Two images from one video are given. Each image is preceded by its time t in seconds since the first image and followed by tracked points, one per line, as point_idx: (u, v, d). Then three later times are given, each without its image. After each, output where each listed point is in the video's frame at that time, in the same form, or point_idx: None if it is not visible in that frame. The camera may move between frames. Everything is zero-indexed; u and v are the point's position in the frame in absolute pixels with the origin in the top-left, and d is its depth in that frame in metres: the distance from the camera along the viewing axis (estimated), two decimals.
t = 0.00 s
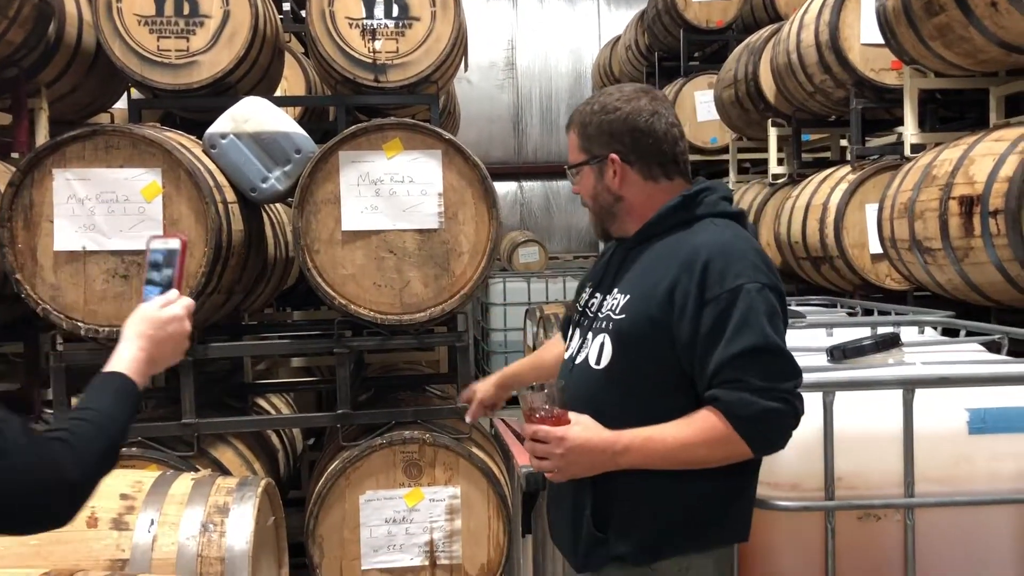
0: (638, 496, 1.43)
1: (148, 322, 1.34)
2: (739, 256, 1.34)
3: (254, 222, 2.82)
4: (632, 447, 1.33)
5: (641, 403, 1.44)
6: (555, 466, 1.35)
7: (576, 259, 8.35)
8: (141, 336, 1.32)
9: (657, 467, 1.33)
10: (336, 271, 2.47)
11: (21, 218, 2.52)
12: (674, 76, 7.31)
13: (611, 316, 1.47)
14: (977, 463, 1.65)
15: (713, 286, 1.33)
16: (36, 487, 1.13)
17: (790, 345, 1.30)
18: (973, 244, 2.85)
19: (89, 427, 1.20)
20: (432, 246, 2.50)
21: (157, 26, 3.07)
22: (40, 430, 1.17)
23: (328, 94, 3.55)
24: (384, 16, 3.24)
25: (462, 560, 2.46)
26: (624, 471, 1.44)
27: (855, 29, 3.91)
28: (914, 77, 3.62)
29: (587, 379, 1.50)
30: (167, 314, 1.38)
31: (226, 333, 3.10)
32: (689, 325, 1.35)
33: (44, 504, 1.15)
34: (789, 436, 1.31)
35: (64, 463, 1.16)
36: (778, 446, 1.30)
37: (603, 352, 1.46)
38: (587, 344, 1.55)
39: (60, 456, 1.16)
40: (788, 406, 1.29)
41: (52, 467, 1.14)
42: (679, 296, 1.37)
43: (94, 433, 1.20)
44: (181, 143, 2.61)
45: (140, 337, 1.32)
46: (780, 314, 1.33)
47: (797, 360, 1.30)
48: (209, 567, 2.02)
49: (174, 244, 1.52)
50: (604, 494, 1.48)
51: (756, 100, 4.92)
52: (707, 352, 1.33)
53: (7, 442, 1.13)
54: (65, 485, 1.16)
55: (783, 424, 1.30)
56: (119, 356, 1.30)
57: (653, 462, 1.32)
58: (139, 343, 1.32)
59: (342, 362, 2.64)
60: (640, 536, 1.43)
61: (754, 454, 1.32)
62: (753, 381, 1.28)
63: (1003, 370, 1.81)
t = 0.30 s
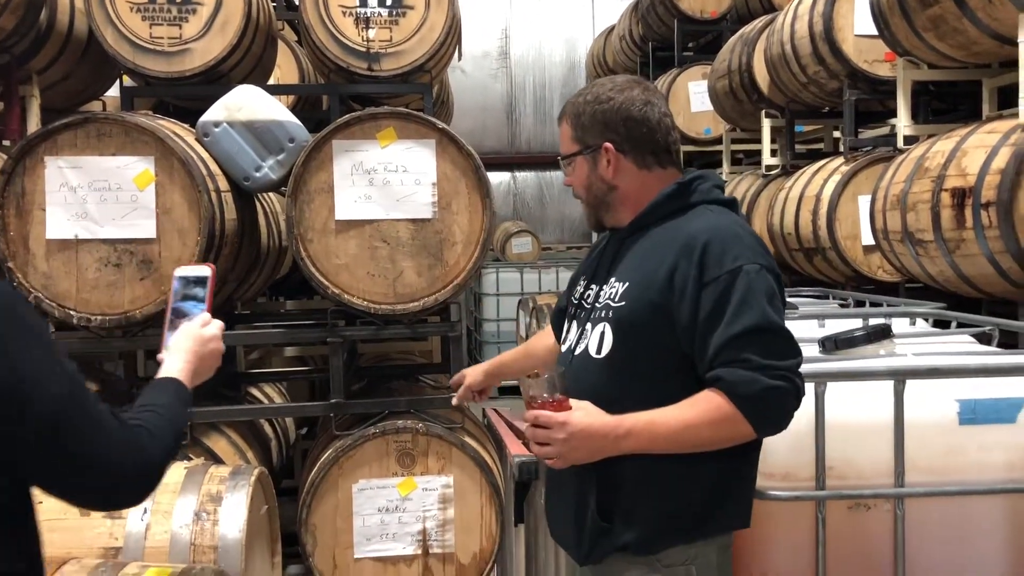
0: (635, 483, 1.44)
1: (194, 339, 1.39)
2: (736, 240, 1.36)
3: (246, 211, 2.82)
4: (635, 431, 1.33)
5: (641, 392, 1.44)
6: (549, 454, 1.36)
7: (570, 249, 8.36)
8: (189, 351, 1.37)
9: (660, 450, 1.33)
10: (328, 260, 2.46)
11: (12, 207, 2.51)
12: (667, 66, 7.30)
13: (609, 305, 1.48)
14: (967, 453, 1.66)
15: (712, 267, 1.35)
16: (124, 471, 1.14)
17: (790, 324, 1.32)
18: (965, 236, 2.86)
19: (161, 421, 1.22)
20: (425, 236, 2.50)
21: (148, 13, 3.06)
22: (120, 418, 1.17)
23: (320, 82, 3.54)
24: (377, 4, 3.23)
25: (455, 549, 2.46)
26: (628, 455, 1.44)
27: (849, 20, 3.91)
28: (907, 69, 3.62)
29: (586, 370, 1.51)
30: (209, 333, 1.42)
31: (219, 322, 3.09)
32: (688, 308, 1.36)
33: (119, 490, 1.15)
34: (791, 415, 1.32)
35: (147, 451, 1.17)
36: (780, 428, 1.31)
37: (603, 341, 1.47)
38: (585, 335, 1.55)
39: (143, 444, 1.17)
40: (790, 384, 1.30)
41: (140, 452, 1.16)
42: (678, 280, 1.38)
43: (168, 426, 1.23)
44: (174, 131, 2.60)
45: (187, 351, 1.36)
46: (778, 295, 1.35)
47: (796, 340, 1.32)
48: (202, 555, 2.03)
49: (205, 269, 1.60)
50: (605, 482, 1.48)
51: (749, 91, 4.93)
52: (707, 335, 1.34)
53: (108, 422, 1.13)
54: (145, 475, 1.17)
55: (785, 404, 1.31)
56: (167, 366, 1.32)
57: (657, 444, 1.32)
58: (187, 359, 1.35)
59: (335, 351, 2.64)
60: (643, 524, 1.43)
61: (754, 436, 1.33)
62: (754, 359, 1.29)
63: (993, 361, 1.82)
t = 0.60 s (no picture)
0: (616, 482, 1.46)
1: (200, 366, 1.51)
2: (717, 242, 1.41)
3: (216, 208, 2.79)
4: (616, 430, 1.37)
5: (622, 390, 1.48)
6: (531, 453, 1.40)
7: (539, 245, 8.36)
8: (195, 376, 1.49)
9: (641, 448, 1.38)
10: (300, 258, 2.44)
11: None
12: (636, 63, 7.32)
13: (590, 305, 1.51)
14: (935, 449, 1.70)
15: (694, 269, 1.39)
16: (148, 471, 1.27)
17: (769, 324, 1.37)
18: (930, 233, 2.90)
19: (179, 430, 1.36)
20: (397, 233, 2.49)
21: (114, 7, 3.01)
22: (145, 426, 1.31)
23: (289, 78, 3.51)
24: None
25: (429, 547, 2.46)
26: (609, 454, 1.45)
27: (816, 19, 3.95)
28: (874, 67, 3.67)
29: (566, 370, 1.54)
30: (212, 362, 1.55)
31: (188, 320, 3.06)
32: (671, 308, 1.40)
33: (145, 489, 1.29)
34: (771, 412, 1.37)
35: (169, 453, 1.31)
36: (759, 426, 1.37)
37: (584, 341, 1.50)
38: (563, 336, 1.57)
39: (164, 449, 1.30)
40: (770, 383, 1.36)
41: (163, 455, 1.29)
42: (660, 281, 1.42)
43: (184, 435, 1.36)
44: (141, 128, 2.57)
45: (194, 376, 1.49)
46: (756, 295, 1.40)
47: (775, 339, 1.37)
48: (175, 556, 2.05)
49: (203, 302, 1.64)
50: (584, 481, 1.49)
51: (717, 89, 4.96)
52: (691, 335, 1.39)
53: (136, 431, 1.26)
54: (168, 476, 1.31)
55: (764, 401, 1.36)
56: (176, 389, 1.45)
57: (639, 443, 1.37)
58: (193, 383, 1.47)
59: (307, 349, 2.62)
60: (626, 523, 1.45)
61: (734, 435, 1.38)
62: (737, 359, 1.34)
63: (958, 358, 1.86)
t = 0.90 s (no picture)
0: (574, 484, 1.51)
1: (158, 413, 1.56)
2: (662, 238, 1.48)
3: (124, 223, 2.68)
4: (577, 430, 1.42)
5: (575, 391, 1.52)
6: (494, 460, 1.43)
7: (445, 250, 8.33)
8: (155, 423, 1.54)
9: (601, 446, 1.43)
10: (219, 272, 2.37)
11: None
12: (536, 66, 7.37)
13: (539, 307, 1.55)
14: (866, 431, 1.76)
15: (643, 266, 1.45)
16: (135, 495, 1.32)
17: (716, 315, 1.45)
18: (836, 225, 3.01)
19: (157, 460, 1.42)
20: (320, 242, 2.44)
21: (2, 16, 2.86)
22: (128, 455, 1.36)
23: (192, 86, 3.40)
24: (252, 5, 3.12)
25: (365, 560, 2.43)
26: (566, 457, 1.50)
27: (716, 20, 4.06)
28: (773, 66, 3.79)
29: (517, 374, 1.56)
30: (167, 406, 1.60)
31: (96, 341, 2.93)
32: (623, 305, 1.46)
33: (130, 514, 1.33)
34: (723, 400, 1.45)
35: (152, 479, 1.37)
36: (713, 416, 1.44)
37: (535, 344, 1.53)
38: (512, 340, 1.60)
39: (148, 475, 1.36)
40: (722, 371, 1.43)
41: (148, 484, 1.36)
42: (610, 279, 1.48)
43: (161, 464, 1.42)
44: (43, 142, 2.45)
45: (154, 423, 1.53)
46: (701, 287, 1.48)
47: (723, 328, 1.45)
48: None
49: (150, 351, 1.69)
50: (540, 484, 1.52)
51: (620, 90, 5.04)
52: (644, 329, 1.45)
53: (125, 459, 1.32)
54: (151, 502, 1.36)
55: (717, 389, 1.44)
56: (138, 429, 1.50)
57: (601, 441, 1.42)
58: (156, 422, 1.54)
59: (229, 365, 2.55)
60: (587, 524, 1.51)
61: (692, 426, 1.45)
62: (691, 350, 1.41)
63: (879, 342, 1.94)
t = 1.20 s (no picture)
0: (574, 486, 1.50)
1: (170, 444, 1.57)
2: (662, 242, 1.48)
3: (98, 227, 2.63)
4: (580, 433, 1.42)
5: (576, 395, 1.52)
6: (496, 463, 1.43)
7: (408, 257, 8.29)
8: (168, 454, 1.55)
9: (604, 449, 1.42)
10: (201, 276, 2.35)
11: None
12: (500, 75, 7.40)
13: (539, 311, 1.55)
14: (854, 433, 1.80)
15: (643, 270, 1.45)
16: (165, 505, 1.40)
17: (716, 318, 1.46)
18: (809, 232, 3.07)
19: (175, 474, 1.50)
20: (304, 247, 2.44)
21: None
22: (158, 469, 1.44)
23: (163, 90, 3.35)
24: (227, 9, 3.09)
25: (347, 567, 2.43)
26: (568, 461, 1.50)
27: (686, 31, 4.11)
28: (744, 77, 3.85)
29: (518, 378, 1.57)
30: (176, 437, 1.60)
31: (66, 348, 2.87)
32: (624, 310, 1.46)
33: (159, 524, 1.40)
34: (724, 403, 1.45)
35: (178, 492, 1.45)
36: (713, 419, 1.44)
37: (536, 348, 1.54)
38: (512, 344, 1.61)
39: (175, 488, 1.44)
40: (723, 374, 1.44)
41: (174, 492, 1.44)
42: (611, 283, 1.48)
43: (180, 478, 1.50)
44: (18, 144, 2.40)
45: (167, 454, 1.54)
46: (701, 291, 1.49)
47: (723, 332, 1.45)
48: None
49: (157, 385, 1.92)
50: (543, 489, 1.52)
51: (589, 99, 5.08)
52: (644, 333, 1.45)
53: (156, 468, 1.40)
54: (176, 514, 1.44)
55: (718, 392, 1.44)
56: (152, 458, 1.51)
57: (604, 444, 1.42)
58: (171, 450, 1.57)
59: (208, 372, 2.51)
60: (589, 527, 1.50)
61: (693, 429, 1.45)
62: (692, 353, 1.42)
63: (862, 346, 1.98)
